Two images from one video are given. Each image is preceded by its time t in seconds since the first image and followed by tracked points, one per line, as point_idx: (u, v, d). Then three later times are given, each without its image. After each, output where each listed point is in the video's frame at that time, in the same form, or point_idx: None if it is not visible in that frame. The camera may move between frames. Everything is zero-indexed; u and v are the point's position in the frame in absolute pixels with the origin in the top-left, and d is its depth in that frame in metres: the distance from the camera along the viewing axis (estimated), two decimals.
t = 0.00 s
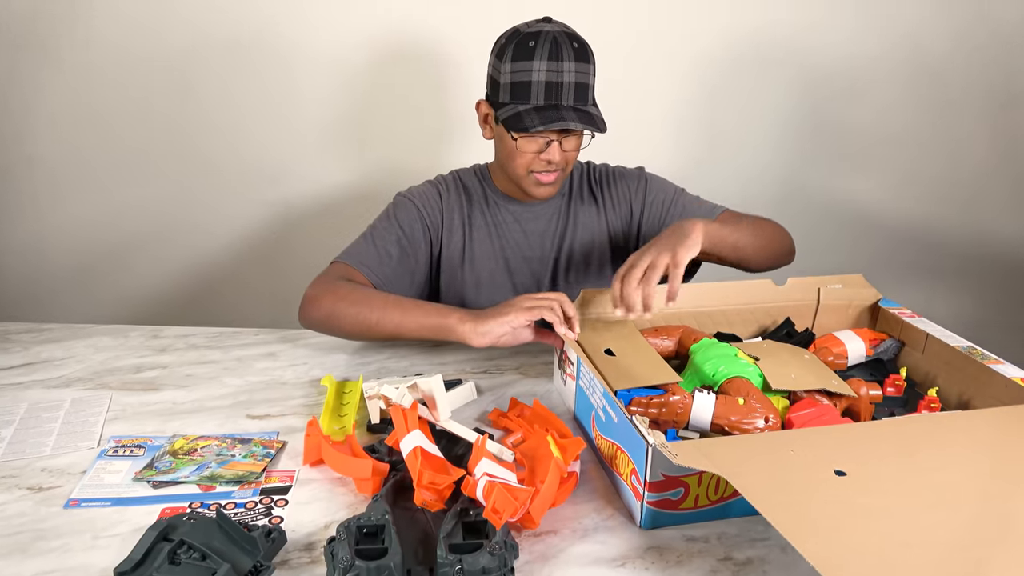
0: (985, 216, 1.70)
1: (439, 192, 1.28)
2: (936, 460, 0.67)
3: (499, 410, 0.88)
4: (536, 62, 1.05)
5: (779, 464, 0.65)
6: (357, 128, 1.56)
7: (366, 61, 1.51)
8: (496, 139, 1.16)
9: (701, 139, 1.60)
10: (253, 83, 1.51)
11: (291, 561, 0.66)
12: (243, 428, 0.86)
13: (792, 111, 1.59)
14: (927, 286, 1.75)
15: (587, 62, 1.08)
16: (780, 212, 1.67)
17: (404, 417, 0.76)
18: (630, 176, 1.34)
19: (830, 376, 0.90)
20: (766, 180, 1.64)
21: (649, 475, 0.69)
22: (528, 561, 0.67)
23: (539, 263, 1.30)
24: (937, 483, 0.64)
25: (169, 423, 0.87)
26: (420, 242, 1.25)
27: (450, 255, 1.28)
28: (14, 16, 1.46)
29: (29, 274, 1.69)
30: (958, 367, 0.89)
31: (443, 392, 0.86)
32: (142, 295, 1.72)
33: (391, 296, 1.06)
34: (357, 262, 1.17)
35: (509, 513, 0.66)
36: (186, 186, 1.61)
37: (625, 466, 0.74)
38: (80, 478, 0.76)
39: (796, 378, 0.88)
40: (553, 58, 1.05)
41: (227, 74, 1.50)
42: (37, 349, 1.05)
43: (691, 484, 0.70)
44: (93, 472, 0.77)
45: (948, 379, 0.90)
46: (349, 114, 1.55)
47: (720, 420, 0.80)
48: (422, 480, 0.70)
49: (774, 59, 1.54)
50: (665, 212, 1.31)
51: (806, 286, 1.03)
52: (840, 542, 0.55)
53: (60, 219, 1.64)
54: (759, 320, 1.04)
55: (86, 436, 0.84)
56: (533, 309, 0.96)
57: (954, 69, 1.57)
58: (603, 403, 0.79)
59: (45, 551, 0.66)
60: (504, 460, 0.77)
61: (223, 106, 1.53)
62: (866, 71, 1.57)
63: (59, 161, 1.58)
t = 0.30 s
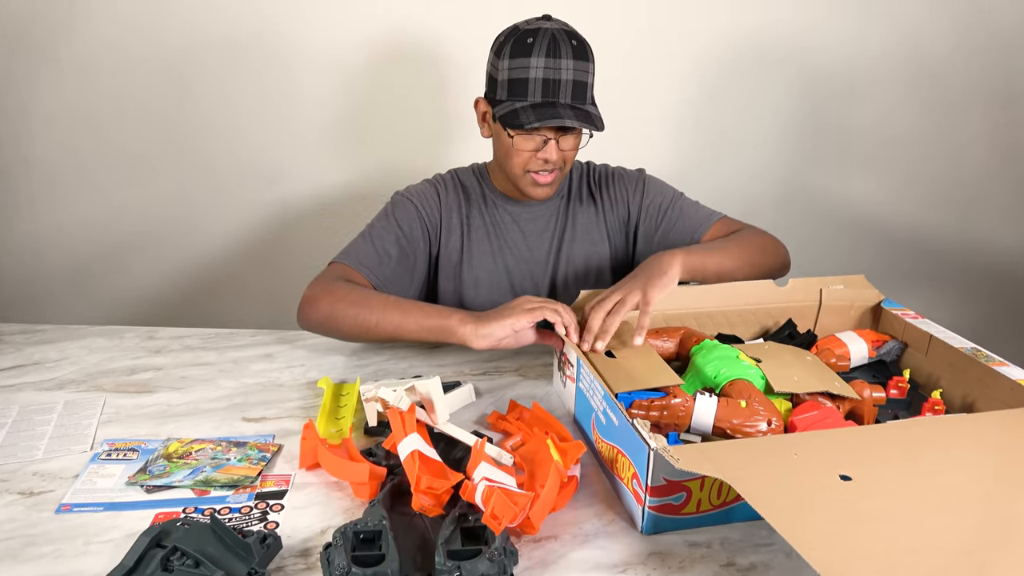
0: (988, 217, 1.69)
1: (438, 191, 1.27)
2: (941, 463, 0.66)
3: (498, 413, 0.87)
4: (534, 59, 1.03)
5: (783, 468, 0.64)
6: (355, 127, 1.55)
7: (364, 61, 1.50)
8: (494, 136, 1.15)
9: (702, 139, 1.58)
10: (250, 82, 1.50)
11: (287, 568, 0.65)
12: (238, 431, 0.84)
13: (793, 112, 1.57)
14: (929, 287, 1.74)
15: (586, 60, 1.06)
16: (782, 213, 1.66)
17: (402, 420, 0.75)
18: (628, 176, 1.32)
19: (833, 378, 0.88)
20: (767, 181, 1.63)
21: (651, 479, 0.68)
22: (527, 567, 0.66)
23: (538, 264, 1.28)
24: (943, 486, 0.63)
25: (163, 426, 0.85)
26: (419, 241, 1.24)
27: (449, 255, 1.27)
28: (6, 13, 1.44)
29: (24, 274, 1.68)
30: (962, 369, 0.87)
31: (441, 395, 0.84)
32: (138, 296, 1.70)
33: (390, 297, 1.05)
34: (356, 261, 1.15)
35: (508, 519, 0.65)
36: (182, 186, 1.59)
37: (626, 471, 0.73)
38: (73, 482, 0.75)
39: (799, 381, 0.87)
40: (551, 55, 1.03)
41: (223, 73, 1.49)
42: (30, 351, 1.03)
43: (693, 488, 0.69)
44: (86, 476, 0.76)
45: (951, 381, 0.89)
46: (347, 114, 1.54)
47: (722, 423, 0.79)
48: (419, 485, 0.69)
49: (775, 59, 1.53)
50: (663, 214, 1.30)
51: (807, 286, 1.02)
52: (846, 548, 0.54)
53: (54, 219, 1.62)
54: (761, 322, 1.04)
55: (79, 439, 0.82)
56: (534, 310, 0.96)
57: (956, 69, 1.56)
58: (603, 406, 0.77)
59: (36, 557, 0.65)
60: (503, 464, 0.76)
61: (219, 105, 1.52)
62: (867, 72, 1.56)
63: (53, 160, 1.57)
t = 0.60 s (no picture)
0: (988, 216, 1.68)
1: (435, 191, 1.25)
2: (948, 469, 0.65)
3: (497, 418, 0.86)
4: (534, 60, 1.02)
5: (788, 475, 0.63)
6: (351, 128, 1.53)
7: (361, 61, 1.48)
8: (492, 136, 1.13)
9: (702, 138, 1.57)
10: (245, 82, 1.48)
11: None
12: (234, 438, 0.83)
13: (794, 111, 1.56)
14: (928, 287, 1.74)
15: (587, 61, 1.05)
16: (782, 212, 1.65)
17: (400, 427, 0.73)
18: (626, 174, 1.31)
19: (837, 381, 0.87)
20: (767, 181, 1.62)
21: (654, 487, 0.66)
22: None
23: (537, 264, 1.27)
24: (950, 494, 0.62)
25: (157, 433, 0.84)
26: (416, 243, 1.22)
27: (447, 256, 1.25)
28: None
29: (16, 275, 1.66)
30: (967, 371, 0.86)
31: (440, 400, 0.82)
32: (132, 297, 1.69)
33: (388, 301, 1.04)
34: (353, 263, 1.13)
35: (509, 528, 0.63)
36: (176, 186, 1.58)
37: (628, 477, 0.72)
38: (64, 491, 0.74)
39: (803, 384, 0.86)
40: (551, 56, 1.02)
41: (218, 73, 1.47)
42: (21, 355, 1.02)
43: (697, 495, 0.68)
44: (78, 485, 0.74)
45: (956, 384, 0.88)
46: (343, 114, 1.52)
47: (725, 428, 0.78)
48: (418, 493, 0.67)
49: (775, 58, 1.52)
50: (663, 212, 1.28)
51: (810, 288, 1.01)
52: (854, 558, 0.53)
53: (47, 220, 1.60)
54: (763, 324, 1.02)
55: (71, 446, 0.81)
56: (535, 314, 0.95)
57: (957, 68, 1.55)
58: (605, 411, 0.76)
59: (26, 569, 0.63)
60: (503, 470, 0.75)
61: (213, 106, 1.50)
62: (867, 71, 1.54)
63: (45, 161, 1.55)
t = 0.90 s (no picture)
0: (978, 214, 1.69)
1: (424, 187, 1.24)
2: (938, 465, 0.65)
3: (488, 415, 0.85)
4: (526, 59, 1.01)
5: (781, 472, 0.62)
6: (341, 125, 1.52)
7: (351, 56, 1.47)
8: (483, 132, 1.12)
9: (695, 137, 1.57)
10: (233, 78, 1.47)
11: None
12: (222, 434, 0.82)
13: (785, 109, 1.56)
14: (919, 283, 1.75)
15: (579, 60, 1.04)
16: (775, 209, 1.65)
17: (390, 423, 0.73)
18: (617, 170, 1.31)
19: (829, 378, 0.87)
20: (760, 178, 1.62)
21: (646, 483, 0.66)
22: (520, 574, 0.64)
23: (527, 262, 1.26)
24: (942, 490, 0.61)
25: (144, 430, 0.83)
26: (405, 239, 1.22)
27: (436, 253, 1.25)
28: None
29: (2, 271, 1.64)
30: (958, 367, 0.87)
31: (430, 397, 0.82)
32: (120, 293, 1.67)
33: (376, 300, 1.03)
34: (340, 262, 1.12)
35: (500, 525, 0.63)
36: (165, 182, 1.56)
37: (620, 474, 0.71)
38: (49, 489, 0.73)
39: (795, 380, 0.86)
40: (543, 56, 1.01)
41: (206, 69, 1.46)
42: (6, 352, 1.00)
43: (689, 492, 0.67)
44: (63, 483, 0.73)
45: (947, 380, 0.88)
46: (333, 110, 1.51)
47: (717, 425, 0.78)
48: (408, 490, 0.67)
49: (767, 56, 1.52)
50: (653, 207, 1.28)
51: (802, 284, 1.01)
52: (846, 555, 0.53)
53: (33, 216, 1.59)
54: (755, 320, 1.02)
55: (56, 443, 0.80)
56: (523, 313, 0.94)
57: (948, 66, 1.56)
58: (596, 408, 0.76)
59: (9, 568, 0.62)
60: (494, 467, 0.74)
61: (201, 100, 1.48)
62: (869, 66, 1.55)
63: (31, 156, 1.53)
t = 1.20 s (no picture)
0: (978, 204, 1.68)
1: (424, 175, 1.23)
2: (949, 457, 0.64)
3: (492, 406, 0.84)
4: (532, 48, 1.00)
5: (791, 464, 0.62)
6: (336, 115, 1.51)
7: (345, 46, 1.45)
8: (486, 122, 1.11)
9: (695, 127, 1.56)
10: (225, 68, 1.45)
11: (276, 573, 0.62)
12: (222, 427, 0.81)
13: (784, 99, 1.55)
14: (920, 273, 1.74)
15: (587, 50, 1.02)
16: (775, 200, 1.64)
17: (393, 415, 0.71)
18: (619, 161, 1.29)
19: (836, 368, 0.87)
20: (759, 169, 1.61)
21: (653, 475, 0.65)
22: (527, 569, 0.63)
23: (528, 253, 1.25)
24: (954, 483, 0.61)
25: (143, 423, 0.82)
26: (403, 229, 1.20)
27: (435, 242, 1.23)
28: None
29: None
30: (964, 356, 0.86)
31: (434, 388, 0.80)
32: (115, 284, 1.65)
33: (374, 292, 1.01)
34: (335, 252, 1.11)
35: (508, 519, 0.62)
36: (159, 172, 1.54)
37: (626, 466, 0.71)
38: (47, 483, 0.71)
39: (802, 371, 0.85)
40: (550, 45, 0.99)
41: (197, 58, 1.44)
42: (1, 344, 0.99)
43: (696, 484, 0.67)
44: (61, 477, 0.72)
45: (954, 370, 0.88)
46: (328, 100, 1.49)
47: (724, 416, 0.77)
48: (413, 484, 0.66)
49: (766, 45, 1.50)
50: (656, 199, 1.27)
51: (806, 274, 1.00)
52: (858, 547, 0.52)
53: (25, 206, 1.57)
54: (759, 311, 1.01)
55: (53, 437, 0.79)
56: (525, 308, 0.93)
57: (947, 56, 1.55)
58: (601, 399, 0.75)
59: (8, 564, 0.61)
60: (500, 460, 0.73)
61: (194, 89, 1.46)
62: (852, 62, 1.53)
63: (22, 146, 1.51)
